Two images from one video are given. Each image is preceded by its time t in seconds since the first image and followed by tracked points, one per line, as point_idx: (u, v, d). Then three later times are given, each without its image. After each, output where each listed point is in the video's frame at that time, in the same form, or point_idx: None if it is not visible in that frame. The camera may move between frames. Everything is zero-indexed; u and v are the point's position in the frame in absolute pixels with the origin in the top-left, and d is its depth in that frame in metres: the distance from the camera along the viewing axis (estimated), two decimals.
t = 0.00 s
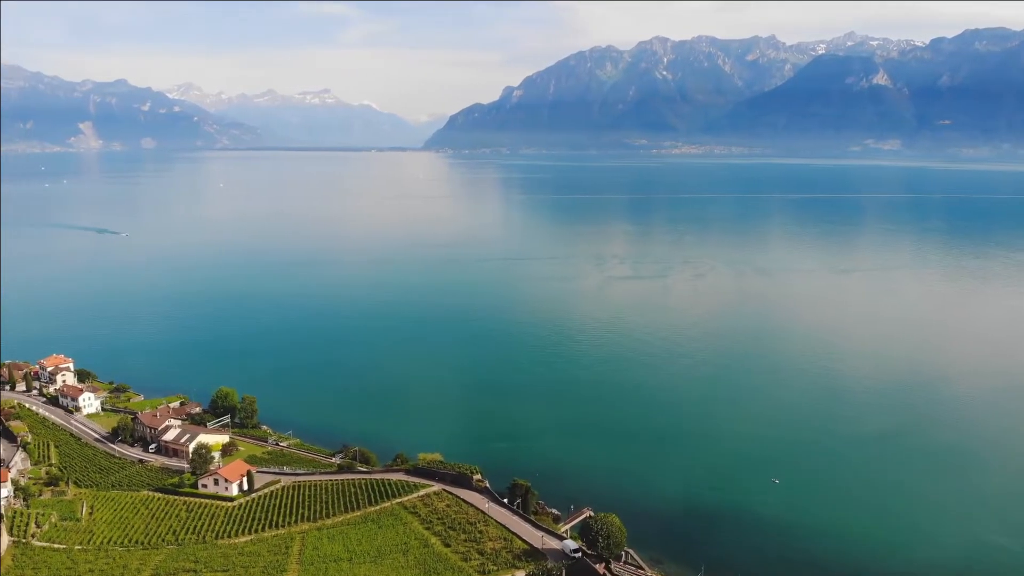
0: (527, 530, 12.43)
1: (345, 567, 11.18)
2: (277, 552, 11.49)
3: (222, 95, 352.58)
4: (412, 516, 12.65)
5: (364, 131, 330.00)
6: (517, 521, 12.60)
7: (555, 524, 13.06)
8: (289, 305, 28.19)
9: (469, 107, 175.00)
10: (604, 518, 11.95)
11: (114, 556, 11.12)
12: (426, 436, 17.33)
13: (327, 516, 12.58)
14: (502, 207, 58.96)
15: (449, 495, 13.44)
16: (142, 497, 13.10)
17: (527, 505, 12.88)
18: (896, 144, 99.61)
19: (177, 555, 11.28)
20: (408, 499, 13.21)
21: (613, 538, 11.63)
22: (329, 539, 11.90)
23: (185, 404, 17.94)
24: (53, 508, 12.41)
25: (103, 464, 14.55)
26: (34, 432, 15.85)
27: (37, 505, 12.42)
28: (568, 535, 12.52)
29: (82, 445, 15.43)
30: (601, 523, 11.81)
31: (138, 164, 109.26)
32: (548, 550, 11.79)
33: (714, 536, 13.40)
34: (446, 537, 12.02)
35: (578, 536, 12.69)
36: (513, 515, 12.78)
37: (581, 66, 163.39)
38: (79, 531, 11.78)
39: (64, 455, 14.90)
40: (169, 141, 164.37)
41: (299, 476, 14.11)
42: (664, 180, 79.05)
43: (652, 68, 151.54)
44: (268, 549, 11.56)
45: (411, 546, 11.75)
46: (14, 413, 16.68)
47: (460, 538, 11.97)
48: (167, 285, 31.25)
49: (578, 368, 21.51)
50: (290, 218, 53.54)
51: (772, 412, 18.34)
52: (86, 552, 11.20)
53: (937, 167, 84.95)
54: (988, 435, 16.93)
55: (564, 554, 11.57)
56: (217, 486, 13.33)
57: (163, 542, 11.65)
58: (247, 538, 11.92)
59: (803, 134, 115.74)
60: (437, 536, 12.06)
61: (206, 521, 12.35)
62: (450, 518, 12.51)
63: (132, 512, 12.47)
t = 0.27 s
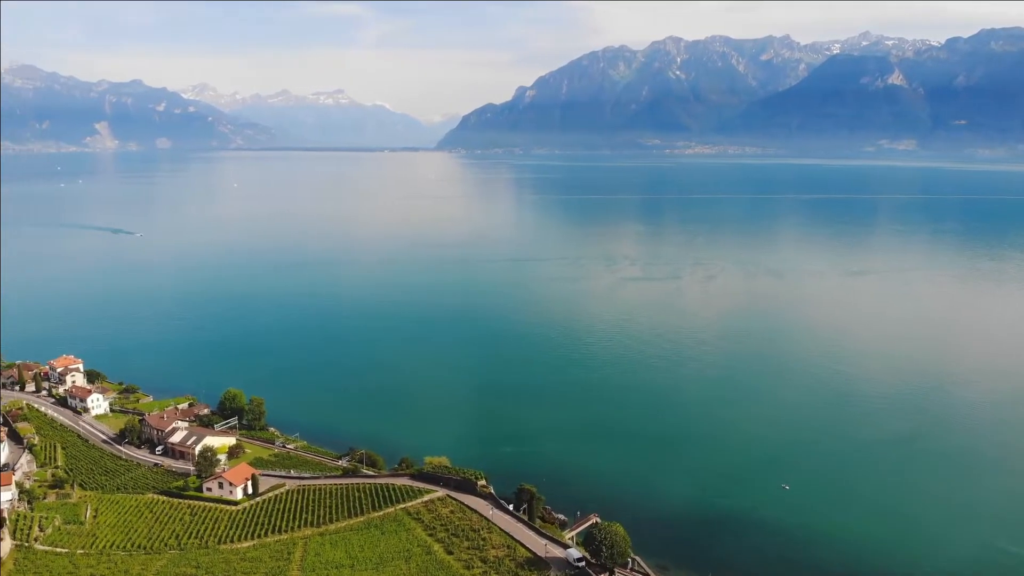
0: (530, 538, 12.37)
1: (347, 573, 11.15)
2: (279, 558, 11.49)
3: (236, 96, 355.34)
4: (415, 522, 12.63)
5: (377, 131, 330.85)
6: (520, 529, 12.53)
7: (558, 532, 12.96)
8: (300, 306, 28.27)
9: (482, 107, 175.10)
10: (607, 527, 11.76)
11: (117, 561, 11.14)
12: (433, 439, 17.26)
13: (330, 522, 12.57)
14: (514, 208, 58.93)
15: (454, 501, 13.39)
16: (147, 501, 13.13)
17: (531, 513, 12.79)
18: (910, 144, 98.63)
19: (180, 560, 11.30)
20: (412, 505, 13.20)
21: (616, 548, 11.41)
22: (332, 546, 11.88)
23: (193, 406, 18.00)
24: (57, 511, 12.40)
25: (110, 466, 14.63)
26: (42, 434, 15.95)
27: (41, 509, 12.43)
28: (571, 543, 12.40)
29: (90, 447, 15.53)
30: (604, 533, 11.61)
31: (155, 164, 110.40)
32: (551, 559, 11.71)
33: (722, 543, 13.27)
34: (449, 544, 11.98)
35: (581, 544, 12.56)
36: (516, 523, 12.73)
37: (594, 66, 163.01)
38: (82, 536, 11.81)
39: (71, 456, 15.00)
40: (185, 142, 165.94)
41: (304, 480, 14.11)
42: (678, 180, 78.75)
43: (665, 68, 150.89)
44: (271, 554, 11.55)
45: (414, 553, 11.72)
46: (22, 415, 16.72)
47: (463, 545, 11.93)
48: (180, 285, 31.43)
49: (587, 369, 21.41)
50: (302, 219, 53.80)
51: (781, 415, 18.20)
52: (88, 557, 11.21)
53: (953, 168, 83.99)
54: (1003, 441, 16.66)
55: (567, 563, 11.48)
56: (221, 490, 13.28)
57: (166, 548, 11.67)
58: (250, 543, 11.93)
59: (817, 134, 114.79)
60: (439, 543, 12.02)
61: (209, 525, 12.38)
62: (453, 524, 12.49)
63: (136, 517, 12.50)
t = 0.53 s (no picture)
0: (533, 545, 12.30)
1: None
2: (281, 563, 11.44)
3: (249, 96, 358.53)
4: (418, 528, 12.58)
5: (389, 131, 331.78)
6: (524, 536, 12.46)
7: (563, 538, 12.85)
8: (309, 306, 28.32)
9: (493, 107, 175.30)
10: (610, 536, 11.62)
11: (119, 565, 11.08)
12: (440, 441, 17.21)
13: (334, 526, 12.54)
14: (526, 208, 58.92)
15: (458, 506, 13.36)
16: (151, 503, 13.09)
17: (536, 519, 12.72)
18: (924, 145, 98.13)
19: (182, 564, 11.26)
20: (415, 510, 13.16)
21: (619, 557, 11.24)
22: (334, 551, 11.83)
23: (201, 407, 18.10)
24: (61, 514, 12.35)
25: (116, 468, 14.67)
26: (49, 435, 16.03)
27: (44, 512, 12.36)
28: (574, 550, 12.28)
29: (96, 448, 15.59)
30: (607, 542, 11.45)
31: (170, 164, 111.49)
32: (554, 567, 11.64)
33: (729, 550, 13.16)
34: (451, 551, 11.92)
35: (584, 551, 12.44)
36: (520, 529, 12.64)
37: (605, 66, 162.75)
38: (85, 539, 11.75)
39: (77, 458, 15.04)
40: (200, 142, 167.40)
41: (307, 484, 14.14)
42: (690, 180, 78.47)
43: (677, 68, 150.40)
44: (273, 559, 11.50)
45: (417, 558, 11.66)
46: (31, 415, 16.88)
47: (466, 552, 11.86)
48: (193, 285, 31.61)
49: (595, 371, 21.32)
50: (314, 219, 54.08)
51: (790, 420, 18.09)
52: (90, 560, 11.14)
53: (968, 169, 83.24)
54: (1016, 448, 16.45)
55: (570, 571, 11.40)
56: (225, 493, 13.35)
57: (168, 551, 11.62)
58: (253, 547, 11.89)
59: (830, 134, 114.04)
60: (442, 549, 11.97)
61: (212, 529, 12.34)
62: (456, 531, 12.43)
63: (139, 520, 12.45)
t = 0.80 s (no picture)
0: (536, 551, 12.23)
1: None
2: (283, 568, 11.42)
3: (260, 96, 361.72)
4: (421, 532, 12.53)
5: (399, 130, 332.43)
6: (527, 542, 12.38)
7: (566, 544, 12.76)
8: (317, 306, 28.35)
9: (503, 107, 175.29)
10: (613, 542, 11.48)
11: (121, 569, 11.06)
12: (445, 443, 17.14)
13: (336, 530, 12.49)
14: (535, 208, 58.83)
15: (461, 511, 13.30)
16: (154, 506, 13.09)
17: (540, 525, 12.64)
18: (935, 145, 97.38)
19: (183, 569, 11.24)
20: (418, 514, 13.10)
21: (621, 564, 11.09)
22: (335, 555, 11.81)
23: (207, 408, 18.11)
24: (64, 516, 12.31)
25: (120, 469, 14.62)
26: (53, 437, 15.95)
27: (47, 514, 12.34)
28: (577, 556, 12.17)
29: (101, 449, 15.54)
30: (608, 549, 11.32)
31: (182, 164, 112.34)
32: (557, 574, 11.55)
33: (735, 557, 13.09)
34: (453, 556, 11.87)
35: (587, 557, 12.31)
36: (522, 535, 12.56)
37: (616, 66, 162.36)
38: (88, 542, 11.74)
39: (82, 460, 15.00)
40: (212, 142, 168.68)
41: (311, 486, 14.10)
42: (701, 181, 78.18)
43: (688, 68, 149.82)
44: (274, 564, 11.49)
45: (418, 564, 11.62)
46: (37, 415, 16.83)
47: (468, 558, 11.82)
48: (203, 285, 31.72)
49: (602, 373, 21.24)
50: (324, 219, 54.21)
51: (799, 422, 17.97)
52: (91, 564, 11.12)
53: (981, 170, 82.46)
54: None
55: None
56: (228, 496, 13.33)
57: (170, 555, 11.59)
58: (254, 552, 11.87)
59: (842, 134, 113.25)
60: (444, 555, 11.92)
61: (215, 532, 12.32)
62: (458, 536, 12.37)
63: (142, 523, 12.44)
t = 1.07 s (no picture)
0: (539, 558, 12.08)
1: None
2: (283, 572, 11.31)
3: (275, 96, 364.83)
4: (423, 538, 12.42)
5: (412, 131, 333.42)
6: (530, 549, 12.25)
7: (569, 551, 12.78)
8: (328, 306, 28.37)
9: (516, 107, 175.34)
10: (615, 551, 11.79)
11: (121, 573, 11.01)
12: (452, 445, 17.06)
13: (338, 535, 12.40)
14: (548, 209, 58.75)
15: (465, 516, 13.20)
16: (158, 509, 13.06)
17: (543, 533, 12.56)
18: (951, 146, 96.01)
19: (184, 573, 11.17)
20: (421, 519, 13.00)
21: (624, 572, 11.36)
22: (337, 560, 11.70)
23: (215, 410, 18.09)
24: (67, 518, 12.42)
25: (126, 472, 14.59)
26: (60, 437, 15.90)
27: (52, 517, 12.40)
28: (581, 561, 12.32)
29: (107, 450, 15.52)
30: (611, 557, 11.63)
31: (197, 164, 113.38)
32: None
33: (741, 564, 12.97)
34: (454, 563, 11.74)
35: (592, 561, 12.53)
36: (525, 541, 12.46)
37: (629, 66, 162.01)
38: (91, 545, 11.75)
39: (88, 461, 14.96)
40: (227, 142, 170.22)
41: (315, 491, 14.06)
42: (714, 181, 77.83)
43: (701, 68, 149.12)
44: (274, 569, 11.37)
45: (419, 570, 11.47)
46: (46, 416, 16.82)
47: (469, 564, 11.68)
48: (215, 285, 31.88)
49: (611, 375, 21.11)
50: (337, 219, 54.45)
51: (810, 426, 17.81)
52: (93, 568, 11.10)
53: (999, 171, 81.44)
54: None
55: None
56: (233, 499, 13.28)
57: (172, 560, 11.55)
58: (256, 557, 11.77)
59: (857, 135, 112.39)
60: (445, 562, 11.78)
61: (217, 537, 12.26)
62: (461, 542, 12.24)
63: (145, 526, 12.44)
